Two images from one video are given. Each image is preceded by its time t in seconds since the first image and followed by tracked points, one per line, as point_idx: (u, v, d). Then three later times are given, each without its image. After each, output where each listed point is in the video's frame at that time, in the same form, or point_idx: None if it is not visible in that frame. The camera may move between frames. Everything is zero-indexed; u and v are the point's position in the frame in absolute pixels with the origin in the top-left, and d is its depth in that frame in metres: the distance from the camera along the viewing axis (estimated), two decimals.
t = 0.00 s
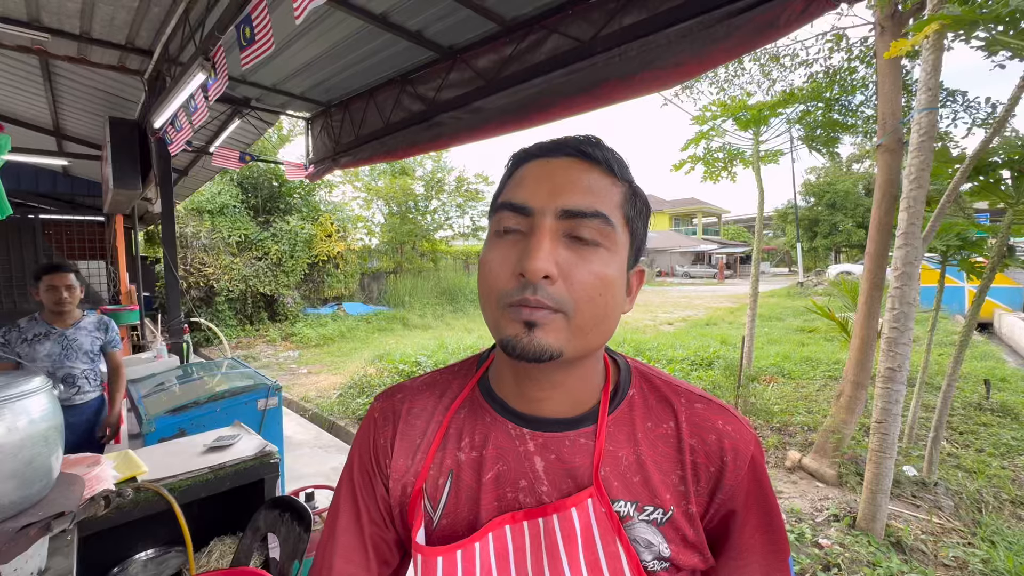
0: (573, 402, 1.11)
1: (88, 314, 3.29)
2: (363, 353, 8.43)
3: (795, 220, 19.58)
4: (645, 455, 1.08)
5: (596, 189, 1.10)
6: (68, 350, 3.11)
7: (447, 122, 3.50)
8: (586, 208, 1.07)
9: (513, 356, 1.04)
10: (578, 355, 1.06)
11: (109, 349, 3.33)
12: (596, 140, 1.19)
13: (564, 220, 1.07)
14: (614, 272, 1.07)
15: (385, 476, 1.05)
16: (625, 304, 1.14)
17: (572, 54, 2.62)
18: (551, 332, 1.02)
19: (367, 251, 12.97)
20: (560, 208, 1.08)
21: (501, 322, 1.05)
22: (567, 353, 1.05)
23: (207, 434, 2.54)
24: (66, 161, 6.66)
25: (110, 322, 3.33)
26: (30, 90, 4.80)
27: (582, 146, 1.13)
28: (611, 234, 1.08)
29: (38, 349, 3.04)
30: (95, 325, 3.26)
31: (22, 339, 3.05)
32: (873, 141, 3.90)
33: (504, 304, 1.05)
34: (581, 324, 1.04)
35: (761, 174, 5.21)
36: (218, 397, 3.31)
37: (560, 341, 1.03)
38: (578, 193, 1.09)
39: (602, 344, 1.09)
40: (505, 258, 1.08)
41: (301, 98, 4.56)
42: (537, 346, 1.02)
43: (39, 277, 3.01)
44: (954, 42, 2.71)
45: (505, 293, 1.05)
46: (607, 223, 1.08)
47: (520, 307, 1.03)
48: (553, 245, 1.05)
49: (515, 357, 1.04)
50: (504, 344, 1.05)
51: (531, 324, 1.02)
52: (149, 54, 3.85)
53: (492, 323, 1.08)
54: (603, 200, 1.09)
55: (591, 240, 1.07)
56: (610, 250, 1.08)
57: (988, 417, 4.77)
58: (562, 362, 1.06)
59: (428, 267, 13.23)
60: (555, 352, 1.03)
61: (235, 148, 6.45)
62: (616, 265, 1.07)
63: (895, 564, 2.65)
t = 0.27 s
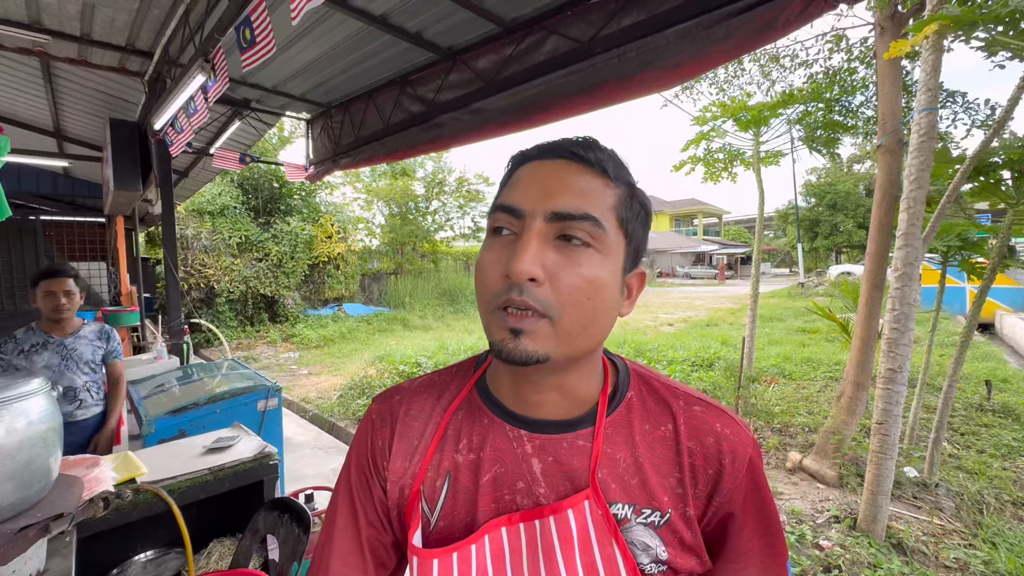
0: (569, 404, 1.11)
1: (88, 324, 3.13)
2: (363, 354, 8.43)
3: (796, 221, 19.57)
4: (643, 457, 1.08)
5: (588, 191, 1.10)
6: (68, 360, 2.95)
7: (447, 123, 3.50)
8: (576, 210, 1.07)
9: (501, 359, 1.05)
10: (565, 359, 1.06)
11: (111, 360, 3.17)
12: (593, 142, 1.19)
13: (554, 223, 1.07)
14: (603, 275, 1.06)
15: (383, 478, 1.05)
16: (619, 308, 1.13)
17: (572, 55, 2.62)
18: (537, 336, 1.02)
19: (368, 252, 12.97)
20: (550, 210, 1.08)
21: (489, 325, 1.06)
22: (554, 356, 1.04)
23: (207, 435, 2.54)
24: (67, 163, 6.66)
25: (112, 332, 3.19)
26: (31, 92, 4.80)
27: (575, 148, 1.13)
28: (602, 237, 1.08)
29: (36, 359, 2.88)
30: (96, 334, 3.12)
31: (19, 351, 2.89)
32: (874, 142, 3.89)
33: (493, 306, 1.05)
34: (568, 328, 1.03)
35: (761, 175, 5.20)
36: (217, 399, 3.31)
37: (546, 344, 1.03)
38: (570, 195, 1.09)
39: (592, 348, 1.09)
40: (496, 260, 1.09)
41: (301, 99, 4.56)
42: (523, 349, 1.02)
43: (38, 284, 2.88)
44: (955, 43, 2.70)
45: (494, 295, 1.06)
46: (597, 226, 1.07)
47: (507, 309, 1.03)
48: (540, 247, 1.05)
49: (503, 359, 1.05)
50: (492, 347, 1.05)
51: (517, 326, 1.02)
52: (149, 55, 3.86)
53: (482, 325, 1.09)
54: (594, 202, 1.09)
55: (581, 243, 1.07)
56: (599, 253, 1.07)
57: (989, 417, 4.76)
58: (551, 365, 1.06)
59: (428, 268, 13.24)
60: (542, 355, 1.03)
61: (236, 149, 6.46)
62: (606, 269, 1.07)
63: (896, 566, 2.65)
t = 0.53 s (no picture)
0: (570, 406, 1.11)
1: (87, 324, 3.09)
2: (365, 354, 8.44)
3: (797, 221, 19.56)
4: (646, 460, 1.08)
5: (581, 190, 1.10)
6: (64, 363, 2.90)
7: (448, 124, 3.50)
8: (566, 208, 1.08)
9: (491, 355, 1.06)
10: (554, 356, 1.06)
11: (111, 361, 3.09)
12: (592, 144, 1.19)
13: (545, 222, 1.09)
14: (593, 272, 1.06)
15: (388, 479, 1.06)
16: (613, 308, 1.12)
17: (573, 56, 2.63)
18: (524, 332, 1.03)
19: (369, 252, 12.99)
20: (541, 209, 1.10)
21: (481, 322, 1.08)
22: (542, 353, 1.04)
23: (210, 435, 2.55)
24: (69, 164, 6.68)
25: (111, 332, 3.12)
26: (33, 93, 4.82)
27: (569, 150, 1.15)
28: (592, 235, 1.08)
29: (33, 362, 2.86)
30: (94, 335, 3.06)
31: (16, 353, 2.87)
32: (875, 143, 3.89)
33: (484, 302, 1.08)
34: (555, 325, 1.03)
35: (763, 176, 5.20)
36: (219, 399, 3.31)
37: (533, 341, 1.03)
38: (562, 194, 1.09)
39: (583, 347, 1.08)
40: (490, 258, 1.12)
41: (303, 101, 4.57)
42: (510, 345, 1.03)
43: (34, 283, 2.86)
44: (955, 44, 2.71)
45: (486, 293, 1.08)
46: (587, 224, 1.07)
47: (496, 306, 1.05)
48: (529, 244, 1.07)
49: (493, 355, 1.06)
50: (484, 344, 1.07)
51: (504, 322, 1.04)
52: (152, 57, 3.87)
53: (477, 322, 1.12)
54: (585, 200, 1.09)
55: (570, 241, 1.07)
56: (589, 250, 1.07)
57: (991, 418, 4.76)
58: (541, 363, 1.06)
59: (429, 268, 13.25)
60: (529, 352, 1.03)
61: (238, 150, 6.47)
62: (596, 267, 1.06)
63: (897, 567, 2.65)
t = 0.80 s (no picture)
0: (573, 404, 1.12)
1: (95, 326, 3.06)
2: (365, 355, 8.44)
3: (798, 221, 19.56)
4: (648, 458, 1.08)
5: (584, 190, 1.11)
6: (68, 367, 2.87)
7: (449, 124, 3.51)
8: (569, 207, 1.08)
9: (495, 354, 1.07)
10: (557, 355, 1.06)
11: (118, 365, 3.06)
12: (595, 144, 1.20)
13: (548, 221, 1.09)
14: (596, 271, 1.06)
15: (392, 477, 1.06)
16: (616, 307, 1.12)
17: (573, 57, 2.63)
18: (527, 330, 1.04)
19: (369, 252, 12.99)
20: (544, 208, 1.10)
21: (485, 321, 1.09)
22: (545, 352, 1.05)
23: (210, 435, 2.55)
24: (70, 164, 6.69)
25: (119, 335, 3.09)
26: (34, 93, 4.83)
27: (573, 150, 1.16)
28: (595, 234, 1.08)
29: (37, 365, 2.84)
30: (101, 338, 3.03)
31: (23, 354, 2.87)
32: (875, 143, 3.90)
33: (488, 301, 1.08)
34: (558, 324, 1.04)
35: (763, 176, 5.20)
36: (220, 399, 3.33)
37: (536, 339, 1.04)
38: (565, 194, 1.10)
39: (585, 346, 1.08)
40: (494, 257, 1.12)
41: (303, 101, 4.58)
42: (513, 343, 1.04)
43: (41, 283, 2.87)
44: (955, 44, 2.71)
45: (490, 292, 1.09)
46: (590, 223, 1.08)
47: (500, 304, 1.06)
48: (532, 243, 1.07)
49: (496, 353, 1.07)
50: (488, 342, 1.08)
51: (507, 320, 1.04)
52: (153, 57, 3.87)
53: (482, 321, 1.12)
54: (588, 200, 1.09)
55: (573, 240, 1.08)
56: (592, 249, 1.07)
57: (991, 418, 4.76)
58: (544, 362, 1.06)
59: (430, 268, 13.26)
60: (531, 350, 1.04)
61: (239, 150, 6.47)
62: (599, 266, 1.07)
63: (897, 567, 2.65)
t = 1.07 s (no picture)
0: (577, 405, 1.12)
1: (121, 327, 3.07)
2: (365, 354, 8.45)
3: (798, 222, 19.57)
4: (652, 460, 1.09)
5: (588, 190, 1.11)
6: (87, 368, 2.88)
7: (449, 124, 3.51)
8: (574, 207, 1.08)
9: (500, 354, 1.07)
10: (562, 355, 1.06)
11: (141, 367, 3.03)
12: (599, 144, 1.20)
13: (553, 221, 1.09)
14: (601, 271, 1.06)
15: (395, 476, 1.07)
16: (621, 307, 1.12)
17: (574, 57, 2.63)
18: (533, 330, 1.04)
19: (369, 252, 13.00)
20: (549, 208, 1.10)
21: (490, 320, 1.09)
22: (551, 352, 1.05)
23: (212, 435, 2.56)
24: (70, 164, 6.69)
25: (141, 337, 3.06)
26: (34, 93, 4.83)
27: (577, 150, 1.16)
28: (600, 233, 1.08)
29: (60, 365, 2.89)
30: (123, 339, 3.02)
31: (51, 354, 2.94)
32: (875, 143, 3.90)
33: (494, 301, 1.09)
34: (563, 324, 1.04)
35: (763, 176, 5.21)
36: (219, 399, 3.35)
37: (541, 339, 1.04)
38: (570, 194, 1.10)
39: (590, 346, 1.09)
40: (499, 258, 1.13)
41: (304, 101, 4.58)
42: (519, 343, 1.04)
43: (66, 283, 2.94)
44: (955, 45, 2.72)
45: (495, 291, 1.09)
46: (595, 223, 1.08)
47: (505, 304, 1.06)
48: (538, 243, 1.07)
49: (502, 353, 1.07)
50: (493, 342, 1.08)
51: (513, 320, 1.05)
52: (153, 57, 3.87)
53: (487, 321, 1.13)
54: (593, 200, 1.10)
55: (578, 240, 1.08)
56: (598, 249, 1.07)
57: (991, 419, 4.76)
58: (549, 361, 1.07)
59: (430, 268, 13.27)
60: (537, 349, 1.04)
61: (239, 150, 6.48)
62: (605, 266, 1.07)
63: (897, 567, 2.65)
